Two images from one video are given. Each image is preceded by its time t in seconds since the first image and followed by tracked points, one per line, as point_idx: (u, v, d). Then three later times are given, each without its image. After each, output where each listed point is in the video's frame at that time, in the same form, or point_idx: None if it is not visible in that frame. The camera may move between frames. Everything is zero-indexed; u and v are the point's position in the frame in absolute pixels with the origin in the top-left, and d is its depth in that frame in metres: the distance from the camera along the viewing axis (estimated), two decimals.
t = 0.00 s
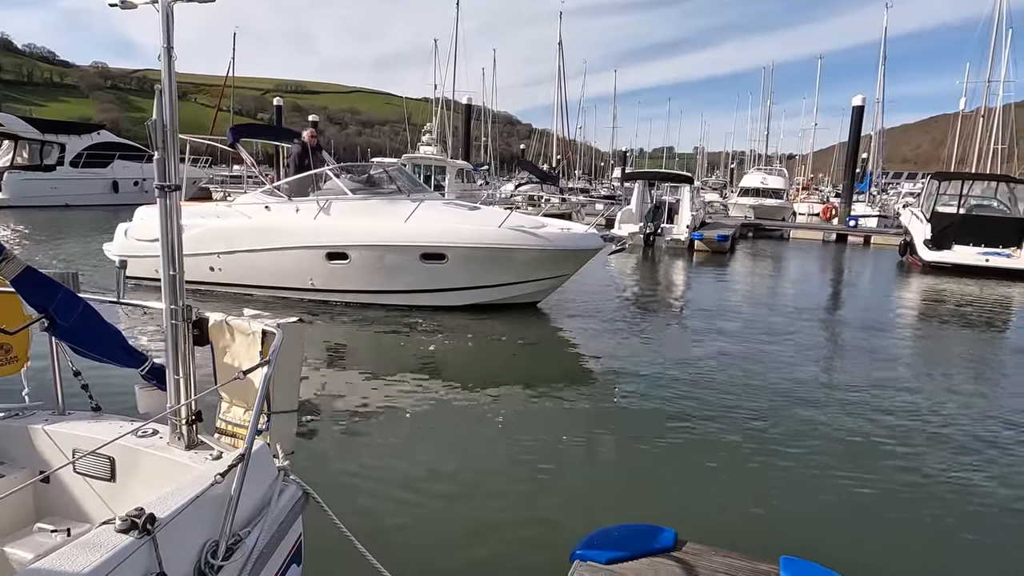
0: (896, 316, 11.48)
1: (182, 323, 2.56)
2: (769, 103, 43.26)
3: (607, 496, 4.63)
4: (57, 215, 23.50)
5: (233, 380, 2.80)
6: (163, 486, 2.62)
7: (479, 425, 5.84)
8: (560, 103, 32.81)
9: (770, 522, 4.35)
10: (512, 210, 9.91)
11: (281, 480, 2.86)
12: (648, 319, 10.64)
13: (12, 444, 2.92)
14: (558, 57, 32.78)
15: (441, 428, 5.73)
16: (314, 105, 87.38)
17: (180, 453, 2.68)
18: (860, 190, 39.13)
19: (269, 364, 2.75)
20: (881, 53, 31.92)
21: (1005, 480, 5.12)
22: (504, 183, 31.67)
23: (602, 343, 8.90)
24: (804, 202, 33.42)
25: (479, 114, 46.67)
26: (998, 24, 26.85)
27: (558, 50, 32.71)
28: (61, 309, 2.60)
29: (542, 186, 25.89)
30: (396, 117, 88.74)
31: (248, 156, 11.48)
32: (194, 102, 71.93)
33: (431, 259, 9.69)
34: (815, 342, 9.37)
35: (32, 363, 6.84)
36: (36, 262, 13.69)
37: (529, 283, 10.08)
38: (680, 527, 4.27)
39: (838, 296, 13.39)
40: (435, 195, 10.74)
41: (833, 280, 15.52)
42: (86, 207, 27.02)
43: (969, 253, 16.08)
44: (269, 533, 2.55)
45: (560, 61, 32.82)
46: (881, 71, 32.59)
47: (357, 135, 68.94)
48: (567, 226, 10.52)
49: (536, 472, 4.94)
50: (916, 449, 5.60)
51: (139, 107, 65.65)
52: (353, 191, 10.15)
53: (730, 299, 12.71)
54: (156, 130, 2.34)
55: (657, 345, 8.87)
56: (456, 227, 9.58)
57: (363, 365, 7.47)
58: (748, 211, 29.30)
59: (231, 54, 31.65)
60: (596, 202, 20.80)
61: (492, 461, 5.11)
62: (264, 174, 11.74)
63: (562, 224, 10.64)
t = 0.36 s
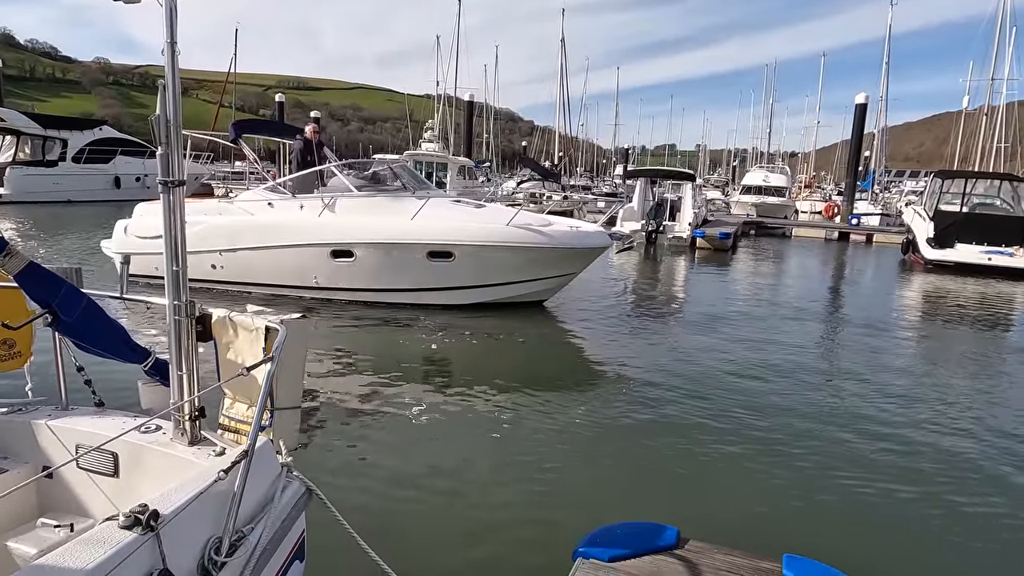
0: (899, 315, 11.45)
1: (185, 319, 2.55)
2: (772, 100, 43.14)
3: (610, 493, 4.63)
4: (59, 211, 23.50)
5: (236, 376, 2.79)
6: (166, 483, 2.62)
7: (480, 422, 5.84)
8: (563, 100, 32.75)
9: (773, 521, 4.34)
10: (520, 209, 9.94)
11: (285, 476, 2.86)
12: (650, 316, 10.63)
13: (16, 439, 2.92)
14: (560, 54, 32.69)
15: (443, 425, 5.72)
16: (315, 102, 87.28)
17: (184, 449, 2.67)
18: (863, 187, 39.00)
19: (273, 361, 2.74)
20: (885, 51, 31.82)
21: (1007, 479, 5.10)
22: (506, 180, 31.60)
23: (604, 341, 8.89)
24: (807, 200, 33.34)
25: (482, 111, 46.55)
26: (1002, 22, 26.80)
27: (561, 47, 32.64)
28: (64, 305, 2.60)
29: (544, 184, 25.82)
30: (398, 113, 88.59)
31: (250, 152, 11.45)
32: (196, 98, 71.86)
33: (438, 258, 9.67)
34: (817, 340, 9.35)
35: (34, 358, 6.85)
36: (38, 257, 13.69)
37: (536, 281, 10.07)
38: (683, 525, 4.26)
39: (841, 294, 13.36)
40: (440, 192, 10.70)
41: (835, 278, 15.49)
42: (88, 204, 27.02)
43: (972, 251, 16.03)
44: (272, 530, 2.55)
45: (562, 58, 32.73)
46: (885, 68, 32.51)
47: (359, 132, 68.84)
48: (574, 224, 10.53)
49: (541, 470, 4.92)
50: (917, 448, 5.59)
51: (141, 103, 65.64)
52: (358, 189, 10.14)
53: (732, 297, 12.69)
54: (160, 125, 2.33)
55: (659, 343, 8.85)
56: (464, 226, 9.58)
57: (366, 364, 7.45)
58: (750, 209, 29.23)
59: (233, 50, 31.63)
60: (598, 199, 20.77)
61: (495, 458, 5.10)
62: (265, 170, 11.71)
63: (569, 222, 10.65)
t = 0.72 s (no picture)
0: (900, 313, 11.45)
1: (187, 316, 2.55)
2: (774, 98, 43.05)
3: (612, 491, 4.64)
4: (61, 208, 23.51)
5: (239, 373, 2.80)
6: (169, 479, 2.62)
7: (482, 420, 5.85)
8: (565, 98, 32.69)
9: (774, 518, 4.35)
10: (527, 207, 9.94)
11: (287, 473, 2.86)
12: (651, 314, 10.64)
13: (19, 436, 2.93)
14: (562, 52, 32.64)
15: (445, 423, 5.73)
16: (317, 99, 87.24)
17: (187, 446, 2.68)
18: (865, 185, 38.93)
19: (276, 358, 2.75)
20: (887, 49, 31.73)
21: (1008, 477, 5.10)
22: (507, 177, 31.59)
23: (606, 340, 8.88)
24: (809, 198, 33.30)
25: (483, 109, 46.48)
26: (1006, 20, 26.73)
27: (563, 45, 32.59)
28: (67, 302, 2.61)
29: (546, 181, 25.80)
30: (400, 110, 88.50)
31: (252, 148, 11.40)
32: (198, 95, 71.86)
33: (445, 256, 9.70)
34: (818, 338, 9.36)
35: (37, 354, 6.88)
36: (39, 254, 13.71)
37: (542, 279, 10.08)
38: (683, 523, 4.26)
39: (842, 292, 13.35)
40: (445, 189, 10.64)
41: (836, 276, 15.48)
42: (90, 200, 27.04)
43: (974, 250, 16.02)
44: (274, 527, 2.56)
45: (564, 55, 32.67)
46: (888, 66, 32.41)
47: (361, 129, 68.78)
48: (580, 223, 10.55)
49: (544, 468, 4.93)
50: (917, 446, 5.59)
51: (143, 99, 65.66)
52: (363, 186, 10.06)
53: (734, 294, 12.70)
54: (163, 122, 2.33)
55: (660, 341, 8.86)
56: (470, 224, 9.61)
57: (368, 362, 7.45)
58: (752, 207, 29.18)
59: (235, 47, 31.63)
60: (600, 197, 20.76)
61: (498, 456, 5.11)
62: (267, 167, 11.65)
63: (576, 220, 10.67)
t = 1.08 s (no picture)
0: (898, 312, 11.46)
1: (186, 317, 2.56)
2: (773, 97, 43.02)
3: (610, 489, 4.66)
4: (59, 206, 23.49)
5: (238, 373, 2.80)
6: (167, 479, 2.63)
7: (482, 420, 5.86)
8: (564, 97, 32.66)
9: (773, 517, 4.36)
10: (533, 206, 9.91)
11: (285, 473, 2.87)
12: (650, 313, 10.66)
13: (18, 436, 2.93)
14: (561, 51, 32.61)
15: (444, 423, 5.74)
16: (316, 98, 87.17)
17: (185, 446, 2.69)
18: (863, 184, 38.91)
19: (273, 358, 2.76)
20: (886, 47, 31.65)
21: (1006, 476, 5.11)
22: (506, 176, 31.59)
23: (606, 339, 8.89)
24: (808, 198, 33.32)
25: (482, 108, 46.42)
26: (1005, 20, 26.71)
27: (562, 44, 32.57)
28: (67, 301, 2.61)
29: (545, 180, 25.79)
30: (399, 109, 88.41)
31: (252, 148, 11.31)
32: (196, 94, 71.78)
33: (450, 257, 9.70)
34: (816, 337, 9.38)
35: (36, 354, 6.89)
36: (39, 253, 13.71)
37: (548, 279, 10.07)
38: (682, 522, 4.27)
39: (841, 292, 13.36)
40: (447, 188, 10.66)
41: (835, 275, 15.50)
42: (88, 199, 27.02)
43: (972, 249, 16.03)
44: (272, 528, 2.56)
45: (563, 54, 32.65)
46: (887, 64, 32.37)
47: (359, 128, 68.72)
48: (585, 220, 10.52)
49: (543, 467, 4.95)
50: (916, 445, 5.60)
51: (142, 98, 65.60)
52: (366, 186, 10.06)
53: (732, 294, 12.71)
54: (162, 123, 2.33)
55: (660, 340, 8.86)
56: (476, 223, 9.60)
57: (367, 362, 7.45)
58: (751, 206, 29.18)
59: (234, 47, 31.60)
60: (599, 196, 20.75)
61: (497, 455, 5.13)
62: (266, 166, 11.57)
63: (582, 218, 10.64)
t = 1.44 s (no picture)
0: (898, 311, 11.48)
1: (187, 316, 2.57)
2: (773, 96, 43.02)
3: (611, 489, 4.66)
4: (59, 207, 23.50)
5: (238, 373, 2.81)
6: (167, 478, 2.63)
7: (483, 420, 5.86)
8: (564, 97, 32.63)
9: (773, 517, 4.37)
10: (541, 206, 9.83)
11: (285, 474, 2.88)
12: (649, 312, 10.68)
13: (18, 436, 2.94)
14: (561, 50, 32.60)
15: (445, 423, 5.75)
16: (315, 97, 87.15)
17: (186, 446, 2.69)
18: (863, 183, 38.92)
19: (272, 358, 2.77)
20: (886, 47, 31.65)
21: (1007, 476, 5.11)
22: (506, 176, 31.60)
23: (607, 339, 8.88)
24: (808, 197, 33.34)
25: (482, 107, 46.43)
26: (1004, 19, 26.72)
27: (562, 43, 32.56)
28: (67, 302, 2.61)
29: (545, 180, 25.81)
30: (399, 109, 88.40)
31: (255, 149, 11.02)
32: (196, 94, 71.73)
33: (457, 258, 9.61)
34: (816, 336, 9.40)
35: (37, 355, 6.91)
36: (40, 253, 13.75)
37: (554, 279, 10.01)
38: (682, 522, 4.26)
39: (841, 291, 13.38)
40: (452, 187, 10.61)
41: (834, 275, 15.52)
42: (88, 199, 27.03)
43: (972, 249, 16.05)
44: (272, 528, 2.57)
45: (563, 53, 32.64)
46: (887, 63, 32.36)
47: (359, 127, 68.70)
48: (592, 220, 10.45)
49: (543, 466, 4.96)
50: (917, 444, 5.59)
51: (142, 98, 65.59)
52: (372, 188, 9.99)
53: (732, 293, 12.74)
54: (163, 123, 2.35)
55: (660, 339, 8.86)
56: (483, 224, 9.50)
57: (368, 363, 7.44)
58: (750, 205, 29.19)
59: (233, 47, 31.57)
60: (599, 196, 20.74)
61: (498, 455, 5.13)
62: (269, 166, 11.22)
63: (591, 218, 10.55)
